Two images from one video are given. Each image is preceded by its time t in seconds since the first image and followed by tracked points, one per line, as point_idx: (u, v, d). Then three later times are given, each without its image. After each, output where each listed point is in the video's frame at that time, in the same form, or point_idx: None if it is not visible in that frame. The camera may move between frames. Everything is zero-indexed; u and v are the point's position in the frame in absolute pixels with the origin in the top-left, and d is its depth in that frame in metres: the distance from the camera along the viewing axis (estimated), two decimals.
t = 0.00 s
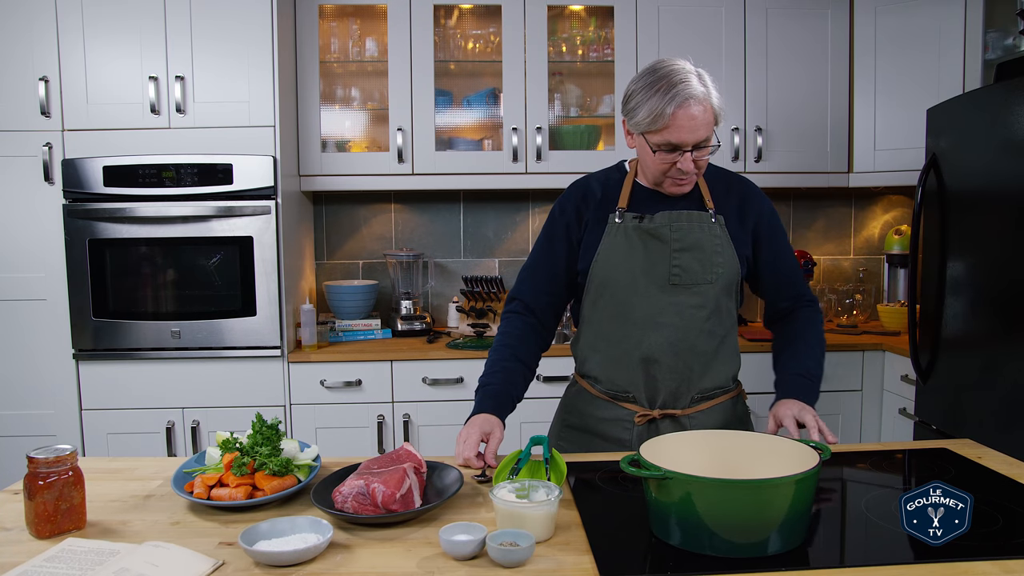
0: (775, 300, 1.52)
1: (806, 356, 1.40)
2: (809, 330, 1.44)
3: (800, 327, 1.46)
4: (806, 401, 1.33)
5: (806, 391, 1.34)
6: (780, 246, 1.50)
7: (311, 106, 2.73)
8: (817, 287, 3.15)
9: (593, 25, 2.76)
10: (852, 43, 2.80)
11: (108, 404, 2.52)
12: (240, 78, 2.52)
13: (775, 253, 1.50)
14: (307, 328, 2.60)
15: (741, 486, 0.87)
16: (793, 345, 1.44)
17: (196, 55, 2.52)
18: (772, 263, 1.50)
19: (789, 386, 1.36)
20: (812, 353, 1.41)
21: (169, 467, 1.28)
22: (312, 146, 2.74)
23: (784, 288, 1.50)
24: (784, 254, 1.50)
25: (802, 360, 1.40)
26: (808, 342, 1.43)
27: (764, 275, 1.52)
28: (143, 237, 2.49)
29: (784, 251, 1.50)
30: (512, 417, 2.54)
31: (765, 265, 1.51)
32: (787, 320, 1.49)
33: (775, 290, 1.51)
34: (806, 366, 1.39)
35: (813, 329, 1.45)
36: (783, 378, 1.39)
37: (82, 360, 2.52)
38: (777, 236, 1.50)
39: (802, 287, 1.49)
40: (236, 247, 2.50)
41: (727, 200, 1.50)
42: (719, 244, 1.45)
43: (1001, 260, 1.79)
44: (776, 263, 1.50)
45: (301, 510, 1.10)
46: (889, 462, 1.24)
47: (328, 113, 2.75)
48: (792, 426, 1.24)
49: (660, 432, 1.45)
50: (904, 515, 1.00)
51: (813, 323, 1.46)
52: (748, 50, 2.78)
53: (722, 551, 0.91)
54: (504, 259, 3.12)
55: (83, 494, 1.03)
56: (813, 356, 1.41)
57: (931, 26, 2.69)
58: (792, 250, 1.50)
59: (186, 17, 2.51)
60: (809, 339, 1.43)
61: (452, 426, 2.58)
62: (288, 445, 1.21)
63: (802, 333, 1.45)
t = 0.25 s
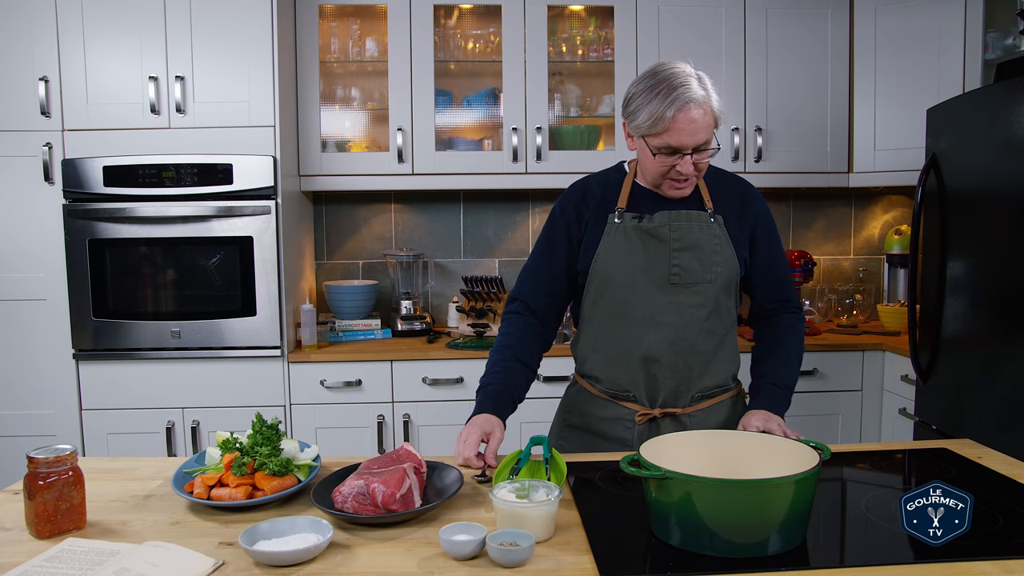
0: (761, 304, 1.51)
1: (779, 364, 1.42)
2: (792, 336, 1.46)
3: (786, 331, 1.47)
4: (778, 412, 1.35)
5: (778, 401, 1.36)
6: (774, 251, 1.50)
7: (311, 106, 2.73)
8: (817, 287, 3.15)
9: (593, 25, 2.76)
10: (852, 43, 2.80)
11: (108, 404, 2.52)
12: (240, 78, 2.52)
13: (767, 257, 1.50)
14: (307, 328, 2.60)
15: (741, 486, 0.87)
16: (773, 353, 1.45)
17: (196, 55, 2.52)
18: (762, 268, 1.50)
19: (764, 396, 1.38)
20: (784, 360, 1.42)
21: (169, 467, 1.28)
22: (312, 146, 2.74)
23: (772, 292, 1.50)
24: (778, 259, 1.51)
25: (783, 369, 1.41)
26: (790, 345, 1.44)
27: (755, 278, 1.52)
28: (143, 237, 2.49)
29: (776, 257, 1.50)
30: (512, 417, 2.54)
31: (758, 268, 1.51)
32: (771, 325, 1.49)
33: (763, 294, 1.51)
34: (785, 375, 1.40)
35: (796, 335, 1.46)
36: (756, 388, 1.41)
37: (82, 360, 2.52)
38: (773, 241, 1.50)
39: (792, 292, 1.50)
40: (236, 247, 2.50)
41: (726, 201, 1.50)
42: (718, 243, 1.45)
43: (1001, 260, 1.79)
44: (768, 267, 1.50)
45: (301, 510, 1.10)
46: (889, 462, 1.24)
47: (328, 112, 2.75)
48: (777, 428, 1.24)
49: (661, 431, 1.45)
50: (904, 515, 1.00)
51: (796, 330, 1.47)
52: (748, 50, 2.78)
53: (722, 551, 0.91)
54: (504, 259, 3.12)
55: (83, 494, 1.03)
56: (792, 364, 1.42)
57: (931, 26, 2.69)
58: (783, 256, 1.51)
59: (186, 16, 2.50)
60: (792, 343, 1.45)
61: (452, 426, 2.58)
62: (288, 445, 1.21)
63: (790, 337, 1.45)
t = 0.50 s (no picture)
0: (758, 303, 1.52)
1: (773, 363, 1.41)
2: (789, 336, 1.45)
3: (783, 330, 1.46)
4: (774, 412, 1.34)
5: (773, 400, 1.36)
6: (772, 251, 1.51)
7: (311, 106, 2.73)
8: (817, 287, 3.15)
9: (593, 25, 2.76)
10: (852, 43, 2.80)
11: (108, 404, 2.52)
12: (240, 78, 2.52)
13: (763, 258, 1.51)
14: (307, 328, 2.60)
15: (741, 486, 0.87)
16: (770, 354, 1.44)
17: (196, 55, 2.52)
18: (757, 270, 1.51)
19: (760, 395, 1.37)
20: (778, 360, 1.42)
21: (169, 467, 1.28)
22: (312, 146, 2.74)
23: (768, 292, 1.50)
24: (776, 259, 1.51)
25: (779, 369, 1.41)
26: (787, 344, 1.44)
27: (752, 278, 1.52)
28: (144, 237, 2.49)
29: (772, 257, 1.51)
30: (512, 417, 2.54)
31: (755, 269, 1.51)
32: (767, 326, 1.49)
33: (761, 294, 1.51)
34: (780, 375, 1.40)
35: (793, 334, 1.46)
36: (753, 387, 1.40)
37: (82, 360, 2.52)
38: (770, 240, 1.51)
39: (789, 292, 1.50)
40: (236, 247, 2.50)
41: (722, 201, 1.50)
42: (715, 243, 1.46)
43: (1001, 260, 1.79)
44: (763, 267, 1.51)
45: (301, 510, 1.10)
46: (889, 462, 1.24)
47: (328, 113, 2.75)
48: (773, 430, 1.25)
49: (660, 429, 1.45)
50: (904, 515, 1.00)
51: (794, 329, 1.47)
52: (748, 50, 2.78)
53: (722, 551, 0.91)
54: (504, 259, 3.12)
55: (83, 494, 1.03)
56: (790, 363, 1.42)
57: (931, 26, 2.69)
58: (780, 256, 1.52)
59: (186, 17, 2.51)
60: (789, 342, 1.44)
61: (452, 426, 2.58)
62: (288, 445, 1.21)
63: (787, 336, 1.45)
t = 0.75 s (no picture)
0: (757, 299, 1.52)
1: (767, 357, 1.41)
2: (787, 331, 1.45)
3: (782, 326, 1.46)
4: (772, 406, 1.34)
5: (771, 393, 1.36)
6: (770, 247, 1.50)
7: (311, 106, 2.73)
8: (817, 287, 3.15)
9: (593, 25, 2.76)
10: (852, 43, 2.80)
11: (108, 404, 2.52)
12: (240, 78, 2.52)
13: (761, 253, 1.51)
14: (307, 328, 2.60)
15: (741, 486, 0.87)
16: (767, 347, 1.44)
17: (196, 55, 2.52)
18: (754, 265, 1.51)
19: (758, 388, 1.37)
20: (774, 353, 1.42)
21: (169, 467, 1.28)
22: (312, 146, 2.74)
23: (767, 287, 1.50)
24: (774, 255, 1.51)
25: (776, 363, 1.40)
26: (786, 339, 1.43)
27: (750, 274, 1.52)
28: (144, 237, 2.49)
29: (771, 252, 1.50)
30: (512, 417, 2.54)
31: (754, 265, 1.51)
32: (765, 321, 1.49)
33: (759, 290, 1.51)
34: (779, 371, 1.39)
35: (793, 330, 1.45)
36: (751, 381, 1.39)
37: (82, 360, 2.52)
38: (767, 236, 1.50)
39: (787, 287, 1.50)
40: (236, 247, 2.50)
41: (718, 200, 1.49)
42: (711, 240, 1.45)
43: (1001, 260, 1.79)
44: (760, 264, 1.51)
45: (302, 510, 1.10)
46: (889, 462, 1.24)
47: (328, 113, 2.75)
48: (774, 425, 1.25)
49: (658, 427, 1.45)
50: (904, 515, 1.00)
51: (793, 324, 1.46)
52: (748, 50, 2.78)
53: (722, 551, 0.91)
54: (504, 259, 3.12)
55: (83, 494, 1.03)
56: (788, 357, 1.41)
57: (930, 26, 2.69)
58: (779, 251, 1.51)
59: (186, 17, 2.50)
60: (788, 337, 1.44)
61: (452, 426, 2.58)
62: (288, 444, 1.21)
63: (786, 332, 1.45)
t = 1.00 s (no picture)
0: (755, 299, 1.52)
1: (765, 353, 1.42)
2: (785, 330, 1.44)
3: (779, 326, 1.46)
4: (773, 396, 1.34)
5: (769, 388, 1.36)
6: (767, 248, 1.51)
7: (311, 106, 2.73)
8: (817, 287, 3.15)
9: (593, 25, 2.76)
10: (852, 43, 2.80)
11: (108, 404, 2.52)
12: (240, 78, 2.52)
13: (758, 254, 1.51)
14: (307, 328, 2.60)
15: (741, 486, 0.87)
16: (765, 345, 1.44)
17: (196, 55, 2.52)
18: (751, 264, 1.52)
19: (757, 381, 1.37)
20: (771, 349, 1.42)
21: (169, 467, 1.28)
22: (312, 146, 2.74)
23: (764, 287, 1.51)
24: (771, 255, 1.51)
25: (775, 358, 1.40)
26: (785, 338, 1.43)
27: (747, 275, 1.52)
28: (144, 237, 2.49)
29: (767, 253, 1.51)
30: (512, 417, 2.54)
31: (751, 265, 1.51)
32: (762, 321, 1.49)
33: (757, 290, 1.51)
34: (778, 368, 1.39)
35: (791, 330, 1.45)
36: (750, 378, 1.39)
37: (82, 360, 2.52)
38: (765, 238, 1.50)
39: (783, 288, 1.50)
40: (236, 247, 2.50)
41: (716, 200, 1.49)
42: (708, 240, 1.45)
43: (1001, 260, 1.79)
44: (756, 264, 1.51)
45: (301, 510, 1.10)
46: (889, 462, 1.24)
47: (328, 113, 2.75)
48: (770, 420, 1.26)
49: (658, 426, 1.45)
50: (904, 515, 1.00)
51: (791, 325, 1.46)
52: (748, 50, 2.78)
53: (722, 551, 0.91)
54: (504, 259, 3.12)
55: (83, 494, 1.03)
56: (786, 356, 1.41)
57: (931, 26, 2.69)
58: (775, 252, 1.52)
59: (186, 17, 2.50)
60: (786, 337, 1.44)
61: (452, 426, 2.58)
62: (288, 445, 1.21)
63: (784, 331, 1.45)
